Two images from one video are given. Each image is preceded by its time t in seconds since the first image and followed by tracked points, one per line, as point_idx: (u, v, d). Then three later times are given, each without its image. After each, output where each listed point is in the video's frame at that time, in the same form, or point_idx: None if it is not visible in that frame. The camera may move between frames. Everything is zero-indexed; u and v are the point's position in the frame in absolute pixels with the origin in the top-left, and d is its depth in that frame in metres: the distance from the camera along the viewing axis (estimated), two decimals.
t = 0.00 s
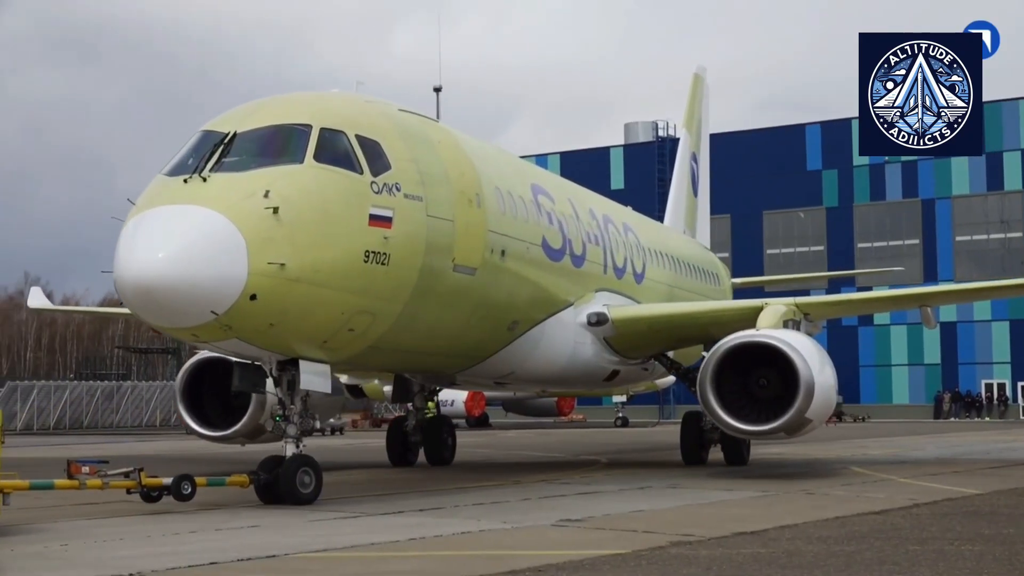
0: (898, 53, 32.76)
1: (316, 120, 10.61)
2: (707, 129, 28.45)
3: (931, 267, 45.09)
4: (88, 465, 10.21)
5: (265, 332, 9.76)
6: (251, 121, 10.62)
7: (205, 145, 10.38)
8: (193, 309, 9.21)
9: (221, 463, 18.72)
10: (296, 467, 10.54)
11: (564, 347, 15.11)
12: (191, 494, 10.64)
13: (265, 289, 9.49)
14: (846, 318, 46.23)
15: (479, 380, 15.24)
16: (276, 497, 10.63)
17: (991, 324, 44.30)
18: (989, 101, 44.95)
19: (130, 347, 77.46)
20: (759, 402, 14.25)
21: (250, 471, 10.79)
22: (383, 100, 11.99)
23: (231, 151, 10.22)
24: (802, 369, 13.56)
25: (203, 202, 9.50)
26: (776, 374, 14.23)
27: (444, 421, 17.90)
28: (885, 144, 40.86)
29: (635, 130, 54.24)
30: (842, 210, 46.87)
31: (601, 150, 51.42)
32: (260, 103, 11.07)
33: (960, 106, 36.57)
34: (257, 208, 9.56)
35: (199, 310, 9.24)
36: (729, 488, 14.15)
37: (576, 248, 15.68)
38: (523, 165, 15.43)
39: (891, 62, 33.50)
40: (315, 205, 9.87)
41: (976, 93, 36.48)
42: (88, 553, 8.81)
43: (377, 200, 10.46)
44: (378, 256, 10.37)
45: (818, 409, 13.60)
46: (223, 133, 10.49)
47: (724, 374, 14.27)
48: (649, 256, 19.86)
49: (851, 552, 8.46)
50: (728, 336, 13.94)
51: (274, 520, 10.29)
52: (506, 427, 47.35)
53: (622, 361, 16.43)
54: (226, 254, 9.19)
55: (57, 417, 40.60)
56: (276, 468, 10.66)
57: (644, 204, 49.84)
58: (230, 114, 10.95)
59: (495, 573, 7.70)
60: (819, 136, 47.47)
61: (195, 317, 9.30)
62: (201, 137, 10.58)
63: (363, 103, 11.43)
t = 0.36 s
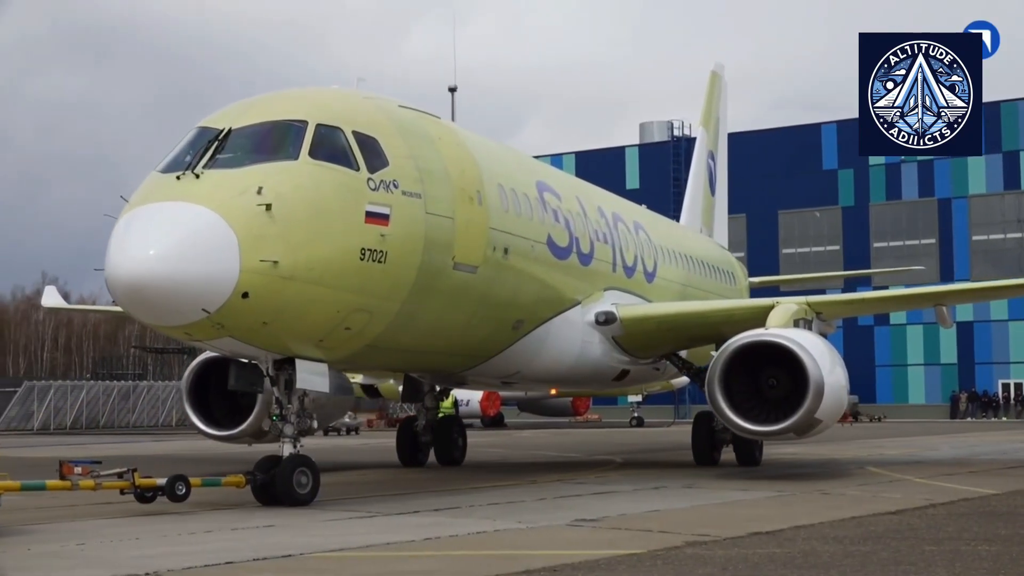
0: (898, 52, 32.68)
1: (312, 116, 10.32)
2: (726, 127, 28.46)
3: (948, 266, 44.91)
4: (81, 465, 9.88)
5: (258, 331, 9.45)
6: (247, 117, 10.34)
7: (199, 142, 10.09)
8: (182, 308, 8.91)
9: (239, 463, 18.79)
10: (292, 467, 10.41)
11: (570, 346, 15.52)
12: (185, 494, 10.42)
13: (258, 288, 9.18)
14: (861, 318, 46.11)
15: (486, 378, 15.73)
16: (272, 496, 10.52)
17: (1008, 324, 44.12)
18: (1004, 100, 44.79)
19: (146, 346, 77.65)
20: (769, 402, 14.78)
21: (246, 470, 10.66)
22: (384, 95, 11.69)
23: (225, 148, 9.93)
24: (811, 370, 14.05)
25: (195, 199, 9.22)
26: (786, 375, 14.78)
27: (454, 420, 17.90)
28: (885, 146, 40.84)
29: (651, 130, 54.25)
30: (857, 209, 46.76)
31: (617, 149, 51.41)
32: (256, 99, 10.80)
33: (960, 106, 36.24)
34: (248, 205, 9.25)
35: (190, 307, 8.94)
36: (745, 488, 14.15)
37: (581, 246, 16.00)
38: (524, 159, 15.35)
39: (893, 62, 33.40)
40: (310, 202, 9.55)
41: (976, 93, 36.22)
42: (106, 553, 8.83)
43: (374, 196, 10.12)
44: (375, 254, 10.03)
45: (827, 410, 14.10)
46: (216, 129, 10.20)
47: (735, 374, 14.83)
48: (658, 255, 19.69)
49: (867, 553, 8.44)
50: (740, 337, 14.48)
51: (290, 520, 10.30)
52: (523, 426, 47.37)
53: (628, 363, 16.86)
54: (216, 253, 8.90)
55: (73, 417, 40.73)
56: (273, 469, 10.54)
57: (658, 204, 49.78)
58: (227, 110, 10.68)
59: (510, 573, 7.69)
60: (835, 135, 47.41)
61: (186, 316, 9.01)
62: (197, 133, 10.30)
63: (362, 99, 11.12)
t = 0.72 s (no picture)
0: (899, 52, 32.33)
1: (304, 113, 10.17)
2: (740, 125, 28.22)
3: (960, 268, 44.66)
4: (69, 466, 9.89)
5: (248, 331, 9.30)
6: (239, 113, 10.20)
7: (189, 139, 9.96)
8: (169, 306, 8.79)
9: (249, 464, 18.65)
10: (284, 469, 10.45)
11: (575, 345, 15.38)
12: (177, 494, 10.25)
13: (247, 287, 9.02)
14: (873, 317, 45.84)
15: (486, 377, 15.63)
16: (265, 498, 10.57)
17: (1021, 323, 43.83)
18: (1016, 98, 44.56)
19: (158, 347, 77.48)
20: (774, 402, 14.65)
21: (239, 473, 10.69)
22: (380, 92, 11.53)
23: (215, 145, 9.81)
24: (817, 370, 13.89)
25: (183, 197, 9.08)
26: (791, 375, 14.63)
27: (460, 420, 17.75)
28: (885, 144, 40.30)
29: (662, 129, 54.06)
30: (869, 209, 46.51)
31: (628, 149, 51.20)
32: (250, 95, 10.66)
33: (960, 106, 35.98)
34: (236, 203, 9.09)
35: (176, 306, 8.81)
36: (757, 488, 13.96)
37: (585, 245, 15.84)
38: (526, 157, 15.20)
39: (892, 61, 33.07)
40: (300, 200, 9.38)
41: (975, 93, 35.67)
42: (113, 552, 8.70)
43: (366, 194, 9.94)
44: (367, 252, 9.86)
45: (833, 410, 13.94)
46: (207, 126, 10.08)
47: (740, 374, 14.67)
48: (665, 252, 19.51)
49: (879, 552, 8.25)
50: (744, 336, 14.33)
51: (300, 519, 10.15)
52: (534, 426, 47.17)
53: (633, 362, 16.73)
54: (203, 252, 8.76)
55: (86, 415, 40.52)
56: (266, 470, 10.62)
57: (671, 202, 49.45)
58: (221, 107, 10.55)
59: (519, 573, 7.51)
60: (847, 134, 47.11)
61: (172, 315, 8.88)
62: (188, 130, 10.17)
63: (357, 95, 10.95)
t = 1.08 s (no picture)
0: (897, 54, 32.13)
1: (298, 110, 10.03)
2: (756, 124, 27.98)
3: (975, 266, 44.48)
4: (60, 467, 9.80)
5: (240, 330, 9.16)
6: (233, 111, 10.06)
7: (182, 137, 9.82)
8: (159, 305, 8.66)
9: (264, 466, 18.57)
10: (279, 469, 10.30)
11: (579, 344, 15.22)
12: (169, 496, 9.99)
13: (238, 285, 8.89)
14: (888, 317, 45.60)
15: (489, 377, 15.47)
16: (261, 499, 10.41)
17: None
18: None
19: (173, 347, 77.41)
20: (783, 403, 14.48)
21: (233, 474, 10.46)
22: (378, 89, 11.38)
23: (207, 142, 9.68)
24: (824, 370, 13.71)
25: (173, 195, 8.96)
26: (799, 374, 14.46)
27: (470, 421, 17.60)
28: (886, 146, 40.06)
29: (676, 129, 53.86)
30: (883, 208, 46.26)
31: (642, 148, 51.00)
32: (244, 93, 10.52)
33: (960, 106, 35.72)
34: (227, 201, 8.95)
35: (165, 305, 8.68)
36: (773, 488, 13.87)
37: (590, 243, 15.65)
38: (531, 155, 15.07)
39: (892, 62, 32.89)
40: (292, 198, 9.24)
41: (976, 95, 35.41)
42: (126, 552, 8.61)
43: (362, 192, 9.80)
44: (362, 250, 9.72)
45: (841, 410, 13.76)
46: (200, 124, 9.95)
47: (748, 374, 14.51)
48: (675, 251, 19.34)
49: (894, 553, 8.09)
50: (751, 335, 14.16)
51: (312, 519, 10.07)
52: (549, 426, 47.03)
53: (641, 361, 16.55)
54: (193, 250, 8.63)
55: (101, 415, 40.31)
56: (261, 471, 10.46)
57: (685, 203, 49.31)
58: (215, 104, 10.41)
59: (533, 573, 7.43)
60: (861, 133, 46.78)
61: (161, 314, 8.74)
62: (181, 128, 10.04)
63: (353, 91, 10.81)
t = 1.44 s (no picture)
0: (896, 55, 31.74)
1: (294, 107, 9.91)
2: (775, 122, 27.72)
3: (995, 265, 44.16)
4: (55, 468, 9.55)
5: (235, 330, 9.05)
6: (229, 108, 9.95)
7: (177, 134, 9.72)
8: (150, 305, 8.56)
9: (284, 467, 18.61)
10: (278, 470, 10.16)
11: (590, 345, 15.08)
12: (166, 497, 9.81)
13: (232, 284, 8.77)
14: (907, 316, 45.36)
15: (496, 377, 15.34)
16: (258, 500, 10.29)
17: None
18: None
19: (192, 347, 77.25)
20: (795, 403, 14.31)
21: (231, 474, 10.32)
22: (378, 86, 11.26)
23: (203, 140, 9.57)
24: (835, 369, 13.53)
25: (166, 193, 8.85)
26: (811, 374, 14.29)
27: (482, 421, 17.47)
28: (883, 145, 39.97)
29: (694, 128, 53.66)
30: (902, 208, 45.90)
31: (660, 148, 50.80)
32: (241, 90, 10.41)
33: (960, 106, 35.28)
34: (221, 199, 8.83)
35: (157, 304, 8.57)
36: (791, 489, 13.93)
37: (598, 242, 15.50)
38: (537, 153, 14.93)
39: (891, 61, 32.38)
40: (287, 196, 9.12)
41: (976, 95, 34.96)
42: (149, 552, 8.67)
43: (358, 189, 9.66)
44: (360, 249, 9.59)
45: (853, 410, 13.57)
46: (196, 122, 9.84)
47: (758, 374, 14.36)
48: (688, 248, 19.15)
49: (913, 553, 8.09)
50: (761, 335, 14.00)
51: (338, 517, 10.80)
52: (567, 426, 46.97)
53: (652, 360, 16.41)
54: (185, 249, 8.52)
55: (121, 414, 39.60)
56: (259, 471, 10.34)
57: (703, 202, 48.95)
58: (211, 102, 10.30)
59: (550, 573, 7.62)
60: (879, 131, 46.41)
61: (152, 313, 8.63)
62: (176, 125, 9.94)
63: (352, 88, 10.69)
